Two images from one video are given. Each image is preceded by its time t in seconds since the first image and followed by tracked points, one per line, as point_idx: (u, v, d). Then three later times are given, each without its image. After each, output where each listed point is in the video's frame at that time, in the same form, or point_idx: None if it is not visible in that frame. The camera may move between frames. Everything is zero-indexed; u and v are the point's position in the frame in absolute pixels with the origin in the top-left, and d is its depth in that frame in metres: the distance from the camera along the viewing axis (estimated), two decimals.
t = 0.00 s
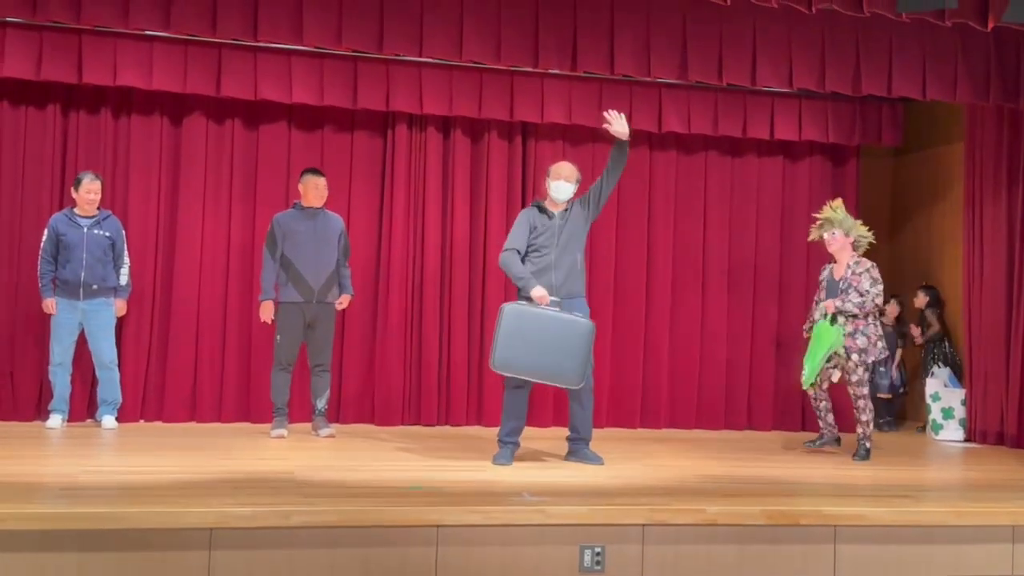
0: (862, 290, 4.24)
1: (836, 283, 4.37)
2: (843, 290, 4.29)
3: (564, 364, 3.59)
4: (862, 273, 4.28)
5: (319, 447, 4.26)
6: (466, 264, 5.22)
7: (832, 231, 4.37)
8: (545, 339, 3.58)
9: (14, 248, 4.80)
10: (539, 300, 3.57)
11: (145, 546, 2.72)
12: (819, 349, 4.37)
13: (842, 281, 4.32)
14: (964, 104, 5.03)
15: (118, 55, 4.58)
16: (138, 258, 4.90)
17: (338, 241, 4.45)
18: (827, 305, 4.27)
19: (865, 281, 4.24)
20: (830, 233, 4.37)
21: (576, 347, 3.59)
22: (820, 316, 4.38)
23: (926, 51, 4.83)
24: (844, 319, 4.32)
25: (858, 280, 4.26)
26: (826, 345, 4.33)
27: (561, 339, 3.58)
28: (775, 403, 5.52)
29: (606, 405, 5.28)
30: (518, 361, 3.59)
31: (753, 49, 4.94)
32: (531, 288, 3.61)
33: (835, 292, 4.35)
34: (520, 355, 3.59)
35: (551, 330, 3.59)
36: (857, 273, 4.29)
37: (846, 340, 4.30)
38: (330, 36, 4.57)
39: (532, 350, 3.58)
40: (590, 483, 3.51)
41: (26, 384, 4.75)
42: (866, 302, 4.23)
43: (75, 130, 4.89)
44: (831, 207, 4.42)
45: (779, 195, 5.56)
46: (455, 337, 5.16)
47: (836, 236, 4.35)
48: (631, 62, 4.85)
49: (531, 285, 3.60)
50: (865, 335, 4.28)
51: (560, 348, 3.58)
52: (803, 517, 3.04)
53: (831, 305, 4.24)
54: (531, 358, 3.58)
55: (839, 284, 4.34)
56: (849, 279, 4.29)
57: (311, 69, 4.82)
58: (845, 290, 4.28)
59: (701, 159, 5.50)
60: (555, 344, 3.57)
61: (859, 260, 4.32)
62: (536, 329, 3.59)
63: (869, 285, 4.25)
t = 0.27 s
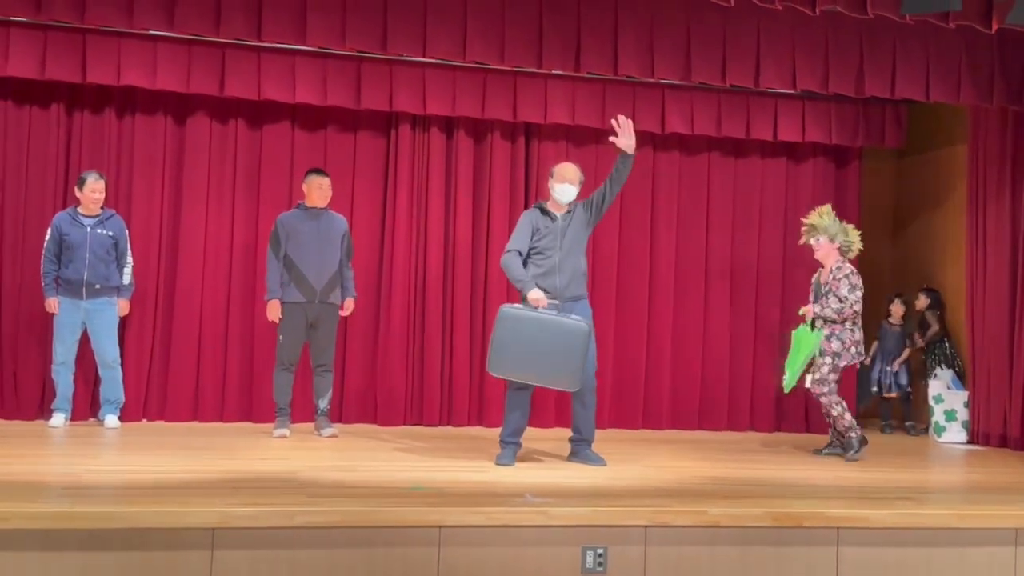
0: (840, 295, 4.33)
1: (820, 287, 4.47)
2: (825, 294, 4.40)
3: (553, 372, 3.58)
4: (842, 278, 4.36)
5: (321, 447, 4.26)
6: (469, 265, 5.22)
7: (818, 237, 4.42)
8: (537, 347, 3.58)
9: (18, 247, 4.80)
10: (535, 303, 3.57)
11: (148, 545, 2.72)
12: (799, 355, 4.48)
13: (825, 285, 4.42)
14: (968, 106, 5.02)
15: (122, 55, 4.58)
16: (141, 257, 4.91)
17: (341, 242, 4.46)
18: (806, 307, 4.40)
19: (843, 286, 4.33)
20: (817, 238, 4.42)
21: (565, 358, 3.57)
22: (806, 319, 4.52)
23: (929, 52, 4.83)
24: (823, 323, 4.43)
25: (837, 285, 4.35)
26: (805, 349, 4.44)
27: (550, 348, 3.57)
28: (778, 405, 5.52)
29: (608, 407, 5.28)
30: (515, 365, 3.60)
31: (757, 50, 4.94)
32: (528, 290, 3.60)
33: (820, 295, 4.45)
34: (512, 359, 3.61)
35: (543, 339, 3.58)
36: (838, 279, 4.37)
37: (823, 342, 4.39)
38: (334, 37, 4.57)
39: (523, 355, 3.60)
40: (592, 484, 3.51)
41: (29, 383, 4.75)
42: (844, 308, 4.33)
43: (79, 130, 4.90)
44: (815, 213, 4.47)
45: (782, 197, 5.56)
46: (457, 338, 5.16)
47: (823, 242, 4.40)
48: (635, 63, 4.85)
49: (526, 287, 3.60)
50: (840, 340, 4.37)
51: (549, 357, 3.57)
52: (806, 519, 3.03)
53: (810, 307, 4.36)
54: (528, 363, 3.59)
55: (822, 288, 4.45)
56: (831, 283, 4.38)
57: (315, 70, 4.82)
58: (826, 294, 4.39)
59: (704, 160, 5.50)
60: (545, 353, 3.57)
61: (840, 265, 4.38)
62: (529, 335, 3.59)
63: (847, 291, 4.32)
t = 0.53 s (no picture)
0: (827, 293, 4.43)
1: (807, 287, 4.57)
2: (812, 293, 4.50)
3: (555, 387, 3.55)
4: (828, 277, 4.46)
5: (328, 446, 4.27)
6: (477, 264, 5.22)
7: (807, 238, 4.52)
8: (539, 362, 3.54)
9: (26, 245, 4.82)
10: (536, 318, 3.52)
11: (155, 544, 2.72)
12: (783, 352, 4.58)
13: (813, 284, 4.52)
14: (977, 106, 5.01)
15: (131, 54, 4.60)
16: (150, 256, 4.92)
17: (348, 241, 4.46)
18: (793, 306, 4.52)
19: (830, 284, 4.43)
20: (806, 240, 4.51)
21: (568, 374, 3.53)
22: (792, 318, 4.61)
23: (938, 52, 4.82)
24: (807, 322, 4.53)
25: (823, 283, 4.45)
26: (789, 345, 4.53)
27: (552, 364, 3.53)
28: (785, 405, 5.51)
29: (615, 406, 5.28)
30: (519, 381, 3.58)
31: (765, 49, 4.93)
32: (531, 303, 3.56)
33: (807, 295, 4.56)
34: (514, 374, 3.58)
35: (546, 354, 3.54)
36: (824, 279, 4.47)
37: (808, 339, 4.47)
38: (342, 36, 4.58)
39: (525, 369, 3.56)
40: (598, 484, 3.51)
41: (37, 381, 4.76)
42: (830, 306, 4.43)
43: (87, 129, 4.91)
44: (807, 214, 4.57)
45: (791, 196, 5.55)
46: (464, 336, 5.17)
47: (811, 244, 4.50)
48: (642, 62, 4.84)
49: (531, 299, 3.56)
50: (826, 338, 4.45)
51: (551, 372, 3.53)
52: (813, 519, 3.03)
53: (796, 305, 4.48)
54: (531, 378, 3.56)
55: (809, 288, 4.54)
56: (817, 282, 4.49)
57: (322, 69, 4.82)
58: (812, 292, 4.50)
59: (712, 159, 5.49)
60: (547, 369, 3.54)
61: (828, 265, 4.48)
62: (529, 352, 3.56)
63: (833, 289, 4.43)
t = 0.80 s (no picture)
0: (796, 293, 4.45)
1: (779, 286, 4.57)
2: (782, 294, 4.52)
3: (551, 400, 3.53)
4: (800, 277, 4.47)
5: (332, 443, 4.27)
6: (480, 261, 5.22)
7: (781, 239, 4.52)
8: (536, 375, 3.53)
9: (30, 242, 4.83)
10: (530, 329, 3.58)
11: (160, 540, 2.72)
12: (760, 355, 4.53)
13: (784, 284, 4.53)
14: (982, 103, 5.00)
15: (135, 50, 4.60)
16: (154, 251, 4.92)
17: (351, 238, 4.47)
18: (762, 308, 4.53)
19: (799, 284, 4.45)
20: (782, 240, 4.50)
21: (565, 386, 3.51)
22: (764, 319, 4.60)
23: (943, 49, 4.81)
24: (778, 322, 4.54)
25: (792, 283, 4.46)
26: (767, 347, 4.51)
27: (550, 376, 3.51)
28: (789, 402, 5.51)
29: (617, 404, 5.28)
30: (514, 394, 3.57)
31: (770, 46, 4.92)
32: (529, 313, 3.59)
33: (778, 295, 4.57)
34: (511, 387, 3.57)
35: (543, 367, 3.53)
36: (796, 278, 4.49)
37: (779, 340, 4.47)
38: (346, 33, 4.57)
39: (520, 382, 3.55)
40: (601, 480, 3.51)
41: (41, 377, 4.77)
42: (799, 306, 4.46)
43: (91, 125, 4.91)
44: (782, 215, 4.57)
45: (795, 193, 5.54)
46: (468, 333, 5.17)
47: (785, 244, 4.50)
48: (646, 59, 4.84)
49: (528, 310, 3.60)
50: (796, 338, 4.46)
51: (547, 384, 3.51)
52: (817, 517, 3.03)
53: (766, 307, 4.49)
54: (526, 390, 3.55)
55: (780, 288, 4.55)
56: (787, 282, 4.50)
57: (326, 66, 4.82)
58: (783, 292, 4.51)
59: (716, 156, 5.49)
60: (544, 381, 3.52)
61: (799, 265, 4.48)
62: (523, 365, 3.56)
63: (802, 290, 4.44)
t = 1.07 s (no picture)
0: (760, 282, 4.48)
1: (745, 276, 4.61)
2: (746, 283, 4.57)
3: (544, 403, 3.53)
4: (765, 266, 4.50)
5: (333, 437, 4.28)
6: (482, 255, 5.22)
7: (746, 231, 4.55)
8: (531, 378, 3.52)
9: (32, 236, 4.83)
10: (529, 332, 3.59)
11: (161, 534, 2.71)
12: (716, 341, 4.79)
13: (749, 274, 4.57)
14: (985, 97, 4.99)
15: (135, 44, 4.59)
16: (155, 245, 4.92)
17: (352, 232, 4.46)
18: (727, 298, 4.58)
19: (763, 274, 4.48)
20: (747, 233, 4.54)
21: (557, 391, 3.50)
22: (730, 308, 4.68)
23: (945, 43, 4.79)
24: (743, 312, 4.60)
25: (757, 274, 4.50)
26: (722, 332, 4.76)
27: (541, 380, 3.51)
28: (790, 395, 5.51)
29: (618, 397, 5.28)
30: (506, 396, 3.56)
31: (771, 39, 4.91)
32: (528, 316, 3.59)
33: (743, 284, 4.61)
34: (504, 386, 3.56)
35: (537, 371, 3.52)
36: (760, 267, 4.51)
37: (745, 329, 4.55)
38: (346, 27, 4.57)
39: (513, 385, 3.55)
40: (602, 474, 3.51)
41: (42, 371, 4.77)
42: (761, 296, 4.49)
43: (92, 119, 4.91)
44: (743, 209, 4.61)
45: (797, 187, 5.54)
46: (469, 327, 5.17)
47: (750, 237, 4.54)
48: (648, 53, 4.83)
49: (526, 313, 3.59)
50: (761, 328, 4.51)
51: (539, 388, 3.51)
52: (818, 510, 3.02)
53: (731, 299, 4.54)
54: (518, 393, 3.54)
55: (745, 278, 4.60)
56: (752, 273, 4.53)
57: (327, 60, 4.82)
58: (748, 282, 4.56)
59: (718, 150, 5.48)
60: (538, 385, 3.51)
61: (763, 255, 4.52)
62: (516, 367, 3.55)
63: (766, 280, 4.47)
